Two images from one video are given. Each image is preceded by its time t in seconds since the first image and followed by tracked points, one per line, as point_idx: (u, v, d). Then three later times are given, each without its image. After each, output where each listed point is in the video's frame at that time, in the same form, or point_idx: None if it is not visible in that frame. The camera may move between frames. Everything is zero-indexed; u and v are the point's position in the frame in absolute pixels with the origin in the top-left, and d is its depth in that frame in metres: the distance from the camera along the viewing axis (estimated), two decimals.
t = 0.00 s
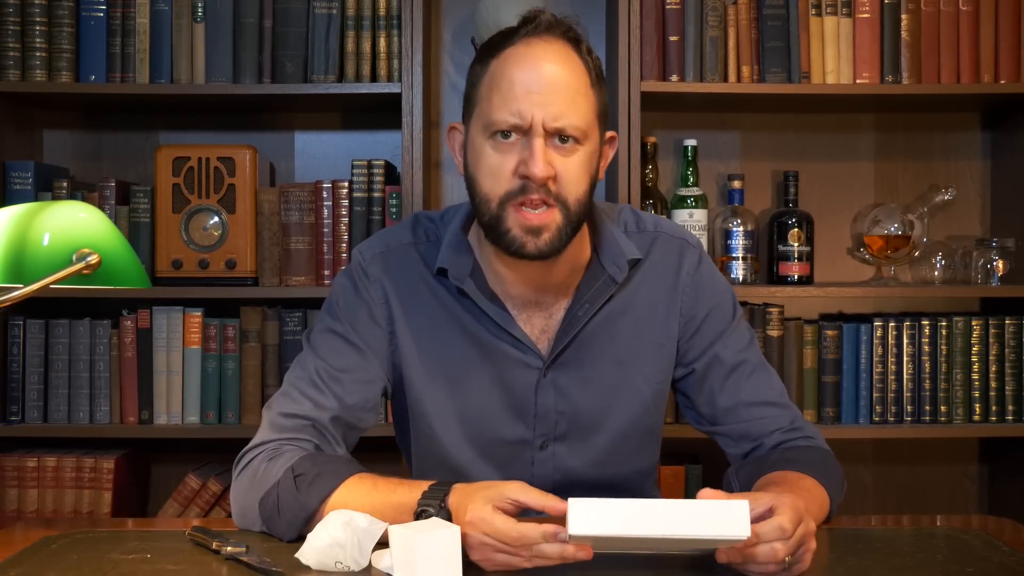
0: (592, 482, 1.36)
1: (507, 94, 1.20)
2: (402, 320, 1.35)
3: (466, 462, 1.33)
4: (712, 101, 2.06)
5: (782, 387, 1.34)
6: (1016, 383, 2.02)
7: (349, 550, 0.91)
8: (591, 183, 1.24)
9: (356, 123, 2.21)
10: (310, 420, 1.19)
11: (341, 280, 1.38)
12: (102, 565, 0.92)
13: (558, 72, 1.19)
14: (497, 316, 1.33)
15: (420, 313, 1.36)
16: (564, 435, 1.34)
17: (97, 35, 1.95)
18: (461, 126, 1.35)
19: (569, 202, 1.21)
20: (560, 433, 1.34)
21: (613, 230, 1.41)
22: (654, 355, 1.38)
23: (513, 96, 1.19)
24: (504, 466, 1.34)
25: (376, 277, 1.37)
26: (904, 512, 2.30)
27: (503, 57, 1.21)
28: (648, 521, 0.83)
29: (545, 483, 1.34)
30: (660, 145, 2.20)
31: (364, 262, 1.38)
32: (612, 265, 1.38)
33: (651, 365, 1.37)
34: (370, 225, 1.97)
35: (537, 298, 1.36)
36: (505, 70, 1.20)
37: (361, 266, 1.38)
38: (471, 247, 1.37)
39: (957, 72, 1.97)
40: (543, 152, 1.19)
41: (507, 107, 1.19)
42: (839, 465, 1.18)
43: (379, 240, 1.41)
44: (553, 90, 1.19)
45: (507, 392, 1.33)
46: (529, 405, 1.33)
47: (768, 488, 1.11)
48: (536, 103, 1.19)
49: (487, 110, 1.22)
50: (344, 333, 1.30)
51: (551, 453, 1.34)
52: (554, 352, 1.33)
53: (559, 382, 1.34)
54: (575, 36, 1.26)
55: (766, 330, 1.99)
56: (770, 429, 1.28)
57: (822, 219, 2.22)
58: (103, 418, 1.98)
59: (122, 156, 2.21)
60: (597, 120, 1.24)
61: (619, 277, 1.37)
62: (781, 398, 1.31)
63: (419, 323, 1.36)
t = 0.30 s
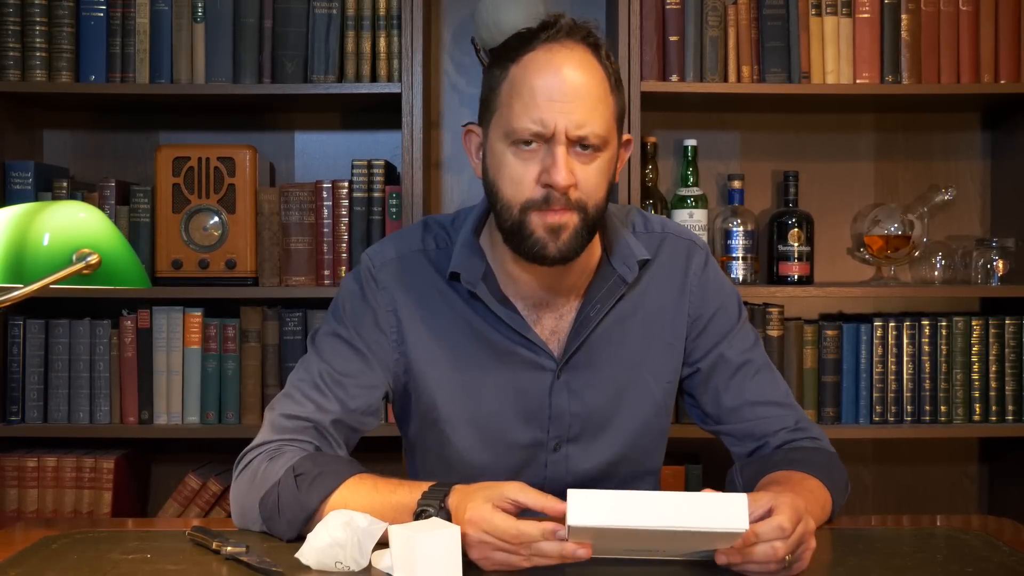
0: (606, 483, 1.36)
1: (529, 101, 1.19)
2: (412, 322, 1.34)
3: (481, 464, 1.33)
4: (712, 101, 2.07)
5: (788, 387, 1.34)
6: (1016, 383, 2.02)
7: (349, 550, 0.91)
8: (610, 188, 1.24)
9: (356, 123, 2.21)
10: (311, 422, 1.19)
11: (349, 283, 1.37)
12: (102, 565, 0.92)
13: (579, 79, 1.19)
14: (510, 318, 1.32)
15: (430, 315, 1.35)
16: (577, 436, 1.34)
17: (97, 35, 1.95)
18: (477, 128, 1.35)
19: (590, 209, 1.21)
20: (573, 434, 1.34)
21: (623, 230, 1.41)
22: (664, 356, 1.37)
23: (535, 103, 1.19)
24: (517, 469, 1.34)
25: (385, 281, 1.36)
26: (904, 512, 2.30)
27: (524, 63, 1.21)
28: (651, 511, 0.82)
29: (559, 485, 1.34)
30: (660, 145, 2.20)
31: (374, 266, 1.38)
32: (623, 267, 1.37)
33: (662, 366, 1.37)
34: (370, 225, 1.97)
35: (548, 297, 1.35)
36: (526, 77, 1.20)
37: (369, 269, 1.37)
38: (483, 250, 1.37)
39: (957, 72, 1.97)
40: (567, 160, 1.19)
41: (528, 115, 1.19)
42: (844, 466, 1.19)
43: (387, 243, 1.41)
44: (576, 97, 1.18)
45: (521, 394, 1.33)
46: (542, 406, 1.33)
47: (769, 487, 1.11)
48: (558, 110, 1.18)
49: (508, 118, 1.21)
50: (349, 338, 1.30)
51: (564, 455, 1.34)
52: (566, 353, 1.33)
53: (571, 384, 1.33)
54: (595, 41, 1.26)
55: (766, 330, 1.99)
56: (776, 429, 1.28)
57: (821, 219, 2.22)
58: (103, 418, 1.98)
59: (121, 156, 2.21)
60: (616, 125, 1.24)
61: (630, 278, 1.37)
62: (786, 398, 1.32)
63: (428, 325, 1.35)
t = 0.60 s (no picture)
0: (591, 480, 1.36)
1: (553, 105, 1.19)
2: (401, 318, 1.34)
3: (464, 461, 1.32)
4: (712, 101, 2.07)
5: (779, 389, 1.34)
6: (1016, 383, 2.02)
7: (349, 550, 0.91)
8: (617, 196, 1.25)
9: (356, 123, 2.21)
10: (313, 416, 1.19)
11: (342, 278, 1.37)
12: (102, 565, 0.92)
13: (605, 88, 1.18)
14: (498, 313, 1.32)
15: (420, 311, 1.35)
16: (563, 433, 1.34)
17: (97, 35, 1.95)
18: (490, 117, 1.34)
19: (596, 216, 1.22)
20: (559, 430, 1.34)
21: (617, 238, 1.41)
22: (652, 354, 1.38)
23: (560, 107, 1.18)
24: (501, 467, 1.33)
25: (377, 276, 1.36)
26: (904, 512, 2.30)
27: (554, 65, 1.21)
28: (657, 504, 0.82)
29: (544, 482, 1.34)
30: (660, 145, 2.20)
31: (364, 259, 1.37)
32: (612, 268, 1.37)
33: (651, 364, 1.37)
34: (370, 225, 1.97)
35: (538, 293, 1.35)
36: (553, 79, 1.19)
37: (361, 263, 1.37)
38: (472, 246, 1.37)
39: (957, 72, 1.97)
40: (582, 166, 1.18)
41: (552, 118, 1.18)
42: (837, 465, 1.19)
43: (383, 237, 1.41)
44: (600, 105, 1.18)
45: (508, 390, 1.33)
46: (528, 402, 1.33)
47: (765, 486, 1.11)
48: (580, 118, 1.18)
49: (529, 118, 1.21)
50: (340, 333, 1.30)
51: (550, 451, 1.33)
52: (553, 350, 1.33)
53: (558, 380, 1.33)
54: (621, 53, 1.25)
55: (766, 330, 1.99)
56: (768, 429, 1.28)
57: (821, 219, 2.22)
58: (103, 418, 1.98)
59: (121, 156, 2.21)
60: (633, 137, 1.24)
61: (618, 278, 1.37)
62: (778, 399, 1.32)
63: (418, 321, 1.35)
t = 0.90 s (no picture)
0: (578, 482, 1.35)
1: (517, 108, 1.17)
2: (391, 316, 1.34)
3: (448, 463, 1.32)
4: (712, 101, 2.06)
5: (780, 391, 1.34)
6: (1017, 383, 2.02)
7: (349, 550, 0.91)
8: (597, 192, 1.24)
9: (356, 123, 2.21)
10: (303, 416, 1.20)
11: (331, 271, 1.37)
12: (101, 565, 0.92)
13: (568, 87, 1.17)
14: (487, 312, 1.32)
15: (410, 308, 1.35)
16: (548, 436, 1.33)
17: (97, 35, 1.95)
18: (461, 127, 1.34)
19: (573, 215, 1.21)
20: (546, 433, 1.33)
21: (606, 232, 1.41)
22: (642, 356, 1.37)
23: (523, 111, 1.17)
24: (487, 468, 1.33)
25: (368, 270, 1.36)
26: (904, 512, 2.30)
27: (514, 67, 1.19)
28: (657, 506, 0.82)
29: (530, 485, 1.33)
30: (660, 145, 2.20)
31: (354, 255, 1.37)
32: (603, 267, 1.37)
33: (641, 366, 1.37)
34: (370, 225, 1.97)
35: (527, 295, 1.36)
36: (515, 81, 1.18)
37: (353, 257, 1.37)
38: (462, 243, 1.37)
39: (957, 72, 1.97)
40: (551, 167, 1.18)
41: (516, 123, 1.17)
42: (839, 465, 1.19)
43: (372, 232, 1.42)
44: (564, 105, 1.16)
45: (495, 391, 1.32)
46: (515, 404, 1.32)
47: (765, 487, 1.11)
48: (545, 119, 1.16)
49: (494, 123, 1.20)
50: (332, 329, 1.30)
51: (536, 454, 1.33)
52: (541, 351, 1.33)
53: (545, 382, 1.33)
54: (583, 43, 1.23)
55: (766, 330, 2.00)
56: (768, 432, 1.28)
57: (822, 219, 2.22)
58: (103, 418, 1.98)
59: (121, 156, 2.21)
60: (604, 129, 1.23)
61: (608, 278, 1.37)
62: (779, 402, 1.32)
63: (408, 319, 1.35)
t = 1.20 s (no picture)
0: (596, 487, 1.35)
1: (496, 106, 1.17)
2: (404, 322, 1.35)
3: (466, 468, 1.33)
4: (712, 101, 2.07)
5: (799, 393, 1.34)
6: (1016, 383, 2.02)
7: (349, 550, 0.91)
8: (588, 191, 1.23)
9: (356, 123, 2.21)
10: (309, 420, 1.19)
11: (344, 279, 1.38)
12: (102, 565, 0.92)
13: (547, 84, 1.17)
14: (499, 317, 1.32)
15: (424, 315, 1.35)
16: (566, 441, 1.33)
17: (98, 35, 1.95)
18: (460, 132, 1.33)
19: (561, 215, 1.20)
20: (563, 438, 1.33)
21: (618, 231, 1.40)
22: (659, 358, 1.37)
23: (501, 108, 1.17)
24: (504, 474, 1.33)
25: (381, 277, 1.37)
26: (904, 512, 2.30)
27: (495, 65, 1.19)
28: (660, 508, 0.82)
29: (547, 490, 1.34)
30: (660, 146, 2.20)
31: (368, 265, 1.38)
32: (616, 268, 1.36)
33: (658, 369, 1.36)
34: (370, 225, 1.97)
35: (539, 302, 1.35)
36: (494, 79, 1.18)
37: (366, 265, 1.38)
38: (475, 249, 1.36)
39: (957, 73, 1.97)
40: (530, 165, 1.17)
41: (493, 120, 1.17)
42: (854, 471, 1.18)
43: (384, 238, 1.42)
44: (542, 102, 1.16)
45: (511, 398, 1.32)
46: (531, 411, 1.32)
47: (771, 487, 1.11)
48: (524, 117, 1.16)
49: (476, 121, 1.20)
50: (344, 335, 1.30)
51: (553, 460, 1.33)
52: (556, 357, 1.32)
53: (561, 388, 1.33)
54: (570, 39, 1.22)
55: (766, 330, 2.00)
56: (786, 435, 1.28)
57: (822, 219, 2.22)
58: (103, 418, 1.98)
59: (121, 156, 2.21)
60: (591, 125, 1.21)
61: (621, 280, 1.36)
62: (797, 404, 1.31)
63: (422, 325, 1.35)
